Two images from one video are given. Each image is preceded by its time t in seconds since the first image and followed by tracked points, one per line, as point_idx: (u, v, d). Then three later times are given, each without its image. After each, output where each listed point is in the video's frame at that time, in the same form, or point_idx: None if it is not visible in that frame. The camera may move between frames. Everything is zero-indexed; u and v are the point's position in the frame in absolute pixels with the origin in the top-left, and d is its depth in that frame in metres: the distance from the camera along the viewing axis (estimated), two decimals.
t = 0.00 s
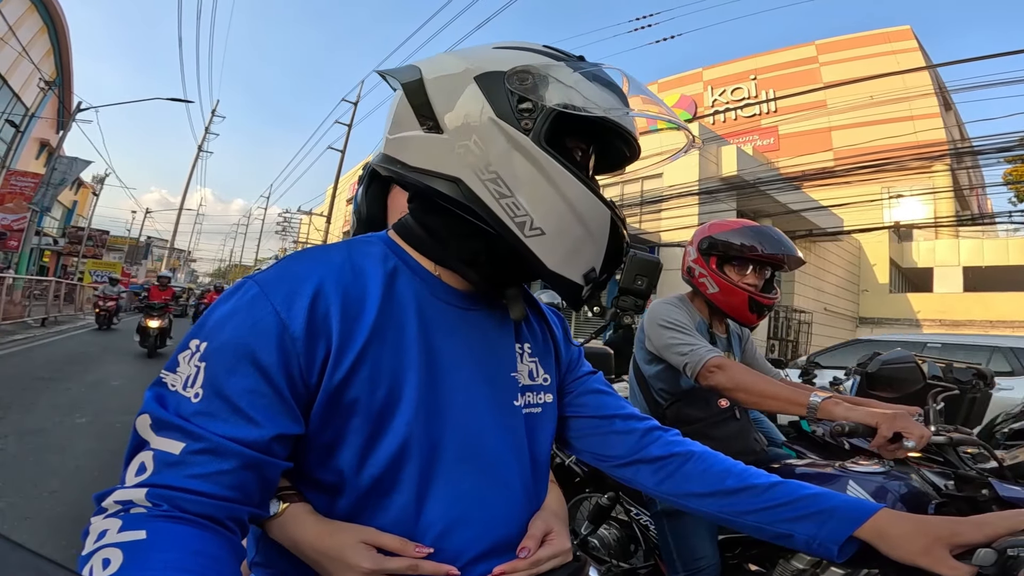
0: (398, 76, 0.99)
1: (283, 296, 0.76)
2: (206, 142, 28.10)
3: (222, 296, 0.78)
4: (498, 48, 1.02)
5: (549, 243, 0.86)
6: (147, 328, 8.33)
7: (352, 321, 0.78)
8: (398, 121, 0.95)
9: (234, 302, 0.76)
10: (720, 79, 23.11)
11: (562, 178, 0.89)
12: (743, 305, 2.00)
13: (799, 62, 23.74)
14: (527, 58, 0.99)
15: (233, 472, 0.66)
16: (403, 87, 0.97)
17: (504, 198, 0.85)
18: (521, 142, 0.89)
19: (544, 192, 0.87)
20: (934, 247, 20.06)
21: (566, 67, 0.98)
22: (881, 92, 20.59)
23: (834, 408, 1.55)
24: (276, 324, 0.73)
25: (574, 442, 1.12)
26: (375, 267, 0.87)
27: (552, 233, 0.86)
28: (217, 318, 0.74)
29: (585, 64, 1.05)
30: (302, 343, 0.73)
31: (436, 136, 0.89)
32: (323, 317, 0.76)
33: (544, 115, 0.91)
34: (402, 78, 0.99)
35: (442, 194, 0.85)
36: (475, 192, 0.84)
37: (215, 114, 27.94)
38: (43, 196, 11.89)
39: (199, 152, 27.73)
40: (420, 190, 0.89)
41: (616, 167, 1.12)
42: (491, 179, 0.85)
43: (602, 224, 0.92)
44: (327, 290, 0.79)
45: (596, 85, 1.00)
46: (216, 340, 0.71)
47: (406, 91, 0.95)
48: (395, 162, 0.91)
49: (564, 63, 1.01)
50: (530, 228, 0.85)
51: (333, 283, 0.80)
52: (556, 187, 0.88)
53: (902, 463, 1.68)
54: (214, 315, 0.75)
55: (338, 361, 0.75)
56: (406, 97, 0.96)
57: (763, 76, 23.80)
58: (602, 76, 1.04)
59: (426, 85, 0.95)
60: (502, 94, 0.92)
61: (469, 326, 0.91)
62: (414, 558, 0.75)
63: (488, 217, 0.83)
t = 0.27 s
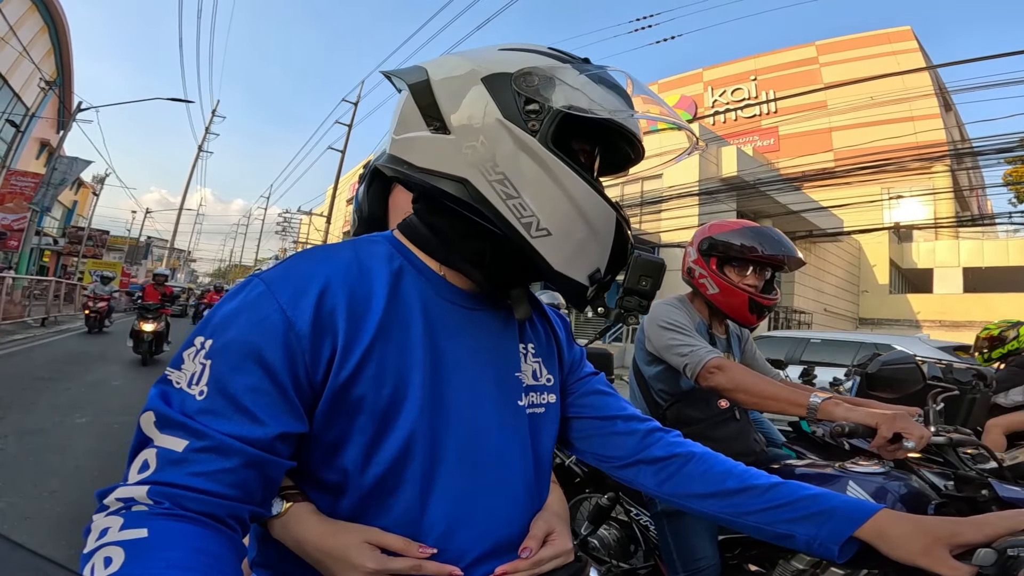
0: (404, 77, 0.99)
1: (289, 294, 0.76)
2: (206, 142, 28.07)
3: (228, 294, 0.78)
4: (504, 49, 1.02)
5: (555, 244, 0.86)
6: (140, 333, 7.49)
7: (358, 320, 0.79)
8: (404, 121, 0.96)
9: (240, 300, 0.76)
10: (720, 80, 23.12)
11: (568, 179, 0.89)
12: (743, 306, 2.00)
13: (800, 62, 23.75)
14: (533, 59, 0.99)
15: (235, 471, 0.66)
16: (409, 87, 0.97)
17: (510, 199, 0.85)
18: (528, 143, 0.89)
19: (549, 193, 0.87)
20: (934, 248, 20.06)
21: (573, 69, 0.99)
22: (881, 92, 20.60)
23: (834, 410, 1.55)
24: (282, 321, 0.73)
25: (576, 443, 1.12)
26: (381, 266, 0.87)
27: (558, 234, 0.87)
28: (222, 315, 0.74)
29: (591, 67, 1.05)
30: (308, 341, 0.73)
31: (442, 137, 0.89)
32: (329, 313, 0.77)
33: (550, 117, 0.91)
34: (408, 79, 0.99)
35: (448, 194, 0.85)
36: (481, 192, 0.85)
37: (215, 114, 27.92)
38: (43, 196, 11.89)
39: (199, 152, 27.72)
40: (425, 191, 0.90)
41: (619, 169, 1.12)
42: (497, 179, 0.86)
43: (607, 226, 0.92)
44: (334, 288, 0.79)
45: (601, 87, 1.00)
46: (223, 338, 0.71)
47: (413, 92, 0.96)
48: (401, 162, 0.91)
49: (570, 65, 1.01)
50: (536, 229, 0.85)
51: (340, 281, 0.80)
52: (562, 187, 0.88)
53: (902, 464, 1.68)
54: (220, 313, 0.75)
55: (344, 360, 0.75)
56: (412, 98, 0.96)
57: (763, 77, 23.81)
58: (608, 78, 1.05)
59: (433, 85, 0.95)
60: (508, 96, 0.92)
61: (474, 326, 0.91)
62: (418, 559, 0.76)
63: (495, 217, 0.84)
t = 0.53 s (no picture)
0: (405, 77, 1.00)
1: (291, 292, 0.76)
2: (206, 142, 28.11)
3: (230, 292, 0.78)
4: (505, 50, 1.02)
5: (556, 244, 0.86)
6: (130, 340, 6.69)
7: (359, 318, 0.79)
8: (405, 121, 0.96)
9: (243, 297, 0.76)
10: (720, 80, 23.12)
11: (569, 180, 0.89)
12: (744, 306, 2.00)
13: (800, 63, 23.77)
14: (534, 60, 0.99)
15: (235, 470, 0.66)
16: (411, 87, 0.97)
17: (511, 199, 0.85)
18: (530, 144, 0.89)
19: (551, 194, 0.87)
20: (934, 248, 20.07)
21: (575, 70, 0.99)
22: (881, 93, 20.61)
23: (834, 410, 1.55)
24: (283, 320, 0.73)
25: (576, 443, 1.12)
26: (381, 266, 0.87)
27: (559, 234, 0.87)
28: (222, 315, 0.74)
29: (593, 67, 1.05)
30: (309, 340, 0.73)
31: (444, 137, 0.89)
32: (329, 313, 0.77)
33: (552, 118, 0.91)
34: (409, 79, 0.99)
35: (448, 194, 0.85)
36: (483, 193, 0.85)
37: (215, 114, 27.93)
38: (43, 196, 11.90)
39: (199, 152, 27.78)
40: (425, 190, 0.90)
41: (620, 169, 1.12)
42: (499, 180, 0.86)
43: (608, 227, 0.92)
44: (335, 288, 0.79)
45: (603, 88, 1.00)
46: (224, 338, 0.71)
47: (414, 92, 0.96)
48: (402, 163, 0.91)
49: (573, 66, 1.01)
50: (537, 230, 0.85)
51: (341, 280, 0.80)
52: (564, 188, 0.88)
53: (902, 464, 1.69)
54: (221, 311, 0.75)
55: (344, 359, 0.75)
56: (414, 98, 0.96)
57: (763, 77, 23.82)
58: (610, 79, 1.05)
59: (435, 86, 0.95)
60: (510, 97, 0.92)
61: (475, 325, 0.91)
62: (418, 558, 0.76)
63: (497, 219, 0.84)
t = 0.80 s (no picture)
0: (405, 77, 1.00)
1: (290, 292, 0.76)
2: (206, 142, 28.10)
3: (230, 293, 0.78)
4: (505, 50, 1.02)
5: (555, 245, 0.86)
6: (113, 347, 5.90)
7: (359, 319, 0.79)
8: (404, 121, 0.96)
9: (242, 298, 0.76)
10: (720, 80, 23.11)
11: (569, 179, 0.89)
12: (744, 307, 2.00)
13: (800, 63, 23.77)
14: (534, 60, 0.99)
15: (235, 470, 0.66)
16: (410, 88, 0.97)
17: (511, 200, 0.85)
18: (529, 145, 0.89)
19: (550, 194, 0.87)
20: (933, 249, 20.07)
21: (575, 71, 0.99)
22: (881, 93, 20.62)
23: (833, 410, 1.55)
24: (283, 321, 0.73)
25: (577, 443, 1.12)
26: (381, 266, 0.87)
27: (559, 235, 0.87)
28: (223, 315, 0.74)
29: (593, 68, 1.05)
30: (309, 341, 0.73)
31: (443, 138, 0.89)
32: (330, 313, 0.77)
33: (551, 119, 0.91)
34: (410, 79, 0.99)
35: (447, 195, 0.85)
36: (483, 194, 0.85)
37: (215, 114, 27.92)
38: (43, 196, 11.91)
39: (199, 152, 27.73)
40: (425, 191, 0.89)
41: (619, 170, 1.12)
42: (498, 181, 0.86)
43: (608, 227, 0.92)
44: (334, 287, 0.79)
45: (603, 88, 1.00)
46: (224, 338, 0.71)
47: (414, 92, 0.96)
48: (401, 162, 0.91)
49: (573, 66, 1.01)
50: (536, 231, 0.85)
51: (341, 281, 0.81)
52: (563, 189, 0.88)
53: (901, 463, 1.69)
54: (221, 312, 0.75)
55: (344, 359, 0.75)
56: (413, 98, 0.96)
57: (763, 77, 23.82)
58: (609, 80, 1.05)
59: (434, 86, 0.95)
60: (510, 98, 0.92)
61: (475, 325, 0.91)
62: (418, 558, 0.76)
63: (497, 220, 0.84)
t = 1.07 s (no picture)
0: (403, 77, 1.00)
1: (289, 293, 0.76)
2: (206, 142, 28.11)
3: (229, 293, 0.78)
4: (503, 50, 1.02)
5: (555, 246, 0.86)
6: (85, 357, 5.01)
7: (358, 319, 0.79)
8: (403, 121, 0.96)
9: (240, 299, 0.76)
10: (720, 80, 23.09)
11: (567, 179, 0.89)
12: (744, 306, 2.01)
13: (800, 63, 23.78)
14: (532, 60, 0.99)
15: (235, 471, 0.66)
16: (408, 87, 0.97)
17: (510, 200, 0.85)
18: (528, 145, 0.89)
19: (550, 193, 0.87)
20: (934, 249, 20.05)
21: (573, 71, 0.98)
22: (881, 92, 20.62)
23: (833, 410, 1.55)
24: (282, 322, 0.73)
25: (576, 443, 1.12)
26: (380, 266, 0.87)
27: (559, 235, 0.87)
28: (222, 315, 0.74)
29: (592, 67, 1.05)
30: (308, 341, 0.73)
31: (441, 138, 0.89)
32: (328, 313, 0.77)
33: (551, 119, 0.91)
34: (408, 79, 0.99)
35: (446, 195, 0.85)
36: (482, 195, 0.85)
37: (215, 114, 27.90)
38: (43, 196, 11.92)
39: (199, 151, 27.72)
40: (423, 191, 0.90)
41: (618, 169, 1.12)
42: (497, 181, 0.86)
43: (607, 226, 0.92)
44: (333, 288, 0.79)
45: (601, 88, 1.00)
46: (222, 339, 0.71)
47: (412, 92, 0.96)
48: (399, 163, 0.91)
49: (571, 66, 1.01)
50: (535, 231, 0.85)
51: (339, 281, 0.80)
52: (563, 188, 0.88)
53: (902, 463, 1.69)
54: (219, 313, 0.75)
55: (343, 360, 0.75)
56: (412, 98, 0.96)
57: (763, 77, 23.82)
58: (608, 79, 1.05)
59: (432, 85, 0.95)
60: (509, 98, 0.92)
61: (474, 325, 0.91)
62: (417, 558, 0.75)
63: (496, 220, 0.84)
